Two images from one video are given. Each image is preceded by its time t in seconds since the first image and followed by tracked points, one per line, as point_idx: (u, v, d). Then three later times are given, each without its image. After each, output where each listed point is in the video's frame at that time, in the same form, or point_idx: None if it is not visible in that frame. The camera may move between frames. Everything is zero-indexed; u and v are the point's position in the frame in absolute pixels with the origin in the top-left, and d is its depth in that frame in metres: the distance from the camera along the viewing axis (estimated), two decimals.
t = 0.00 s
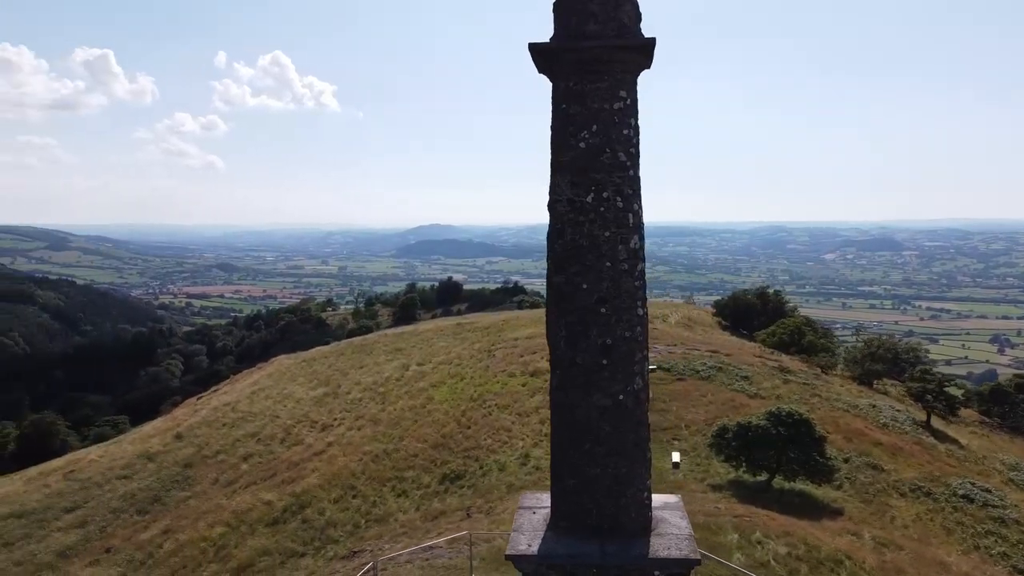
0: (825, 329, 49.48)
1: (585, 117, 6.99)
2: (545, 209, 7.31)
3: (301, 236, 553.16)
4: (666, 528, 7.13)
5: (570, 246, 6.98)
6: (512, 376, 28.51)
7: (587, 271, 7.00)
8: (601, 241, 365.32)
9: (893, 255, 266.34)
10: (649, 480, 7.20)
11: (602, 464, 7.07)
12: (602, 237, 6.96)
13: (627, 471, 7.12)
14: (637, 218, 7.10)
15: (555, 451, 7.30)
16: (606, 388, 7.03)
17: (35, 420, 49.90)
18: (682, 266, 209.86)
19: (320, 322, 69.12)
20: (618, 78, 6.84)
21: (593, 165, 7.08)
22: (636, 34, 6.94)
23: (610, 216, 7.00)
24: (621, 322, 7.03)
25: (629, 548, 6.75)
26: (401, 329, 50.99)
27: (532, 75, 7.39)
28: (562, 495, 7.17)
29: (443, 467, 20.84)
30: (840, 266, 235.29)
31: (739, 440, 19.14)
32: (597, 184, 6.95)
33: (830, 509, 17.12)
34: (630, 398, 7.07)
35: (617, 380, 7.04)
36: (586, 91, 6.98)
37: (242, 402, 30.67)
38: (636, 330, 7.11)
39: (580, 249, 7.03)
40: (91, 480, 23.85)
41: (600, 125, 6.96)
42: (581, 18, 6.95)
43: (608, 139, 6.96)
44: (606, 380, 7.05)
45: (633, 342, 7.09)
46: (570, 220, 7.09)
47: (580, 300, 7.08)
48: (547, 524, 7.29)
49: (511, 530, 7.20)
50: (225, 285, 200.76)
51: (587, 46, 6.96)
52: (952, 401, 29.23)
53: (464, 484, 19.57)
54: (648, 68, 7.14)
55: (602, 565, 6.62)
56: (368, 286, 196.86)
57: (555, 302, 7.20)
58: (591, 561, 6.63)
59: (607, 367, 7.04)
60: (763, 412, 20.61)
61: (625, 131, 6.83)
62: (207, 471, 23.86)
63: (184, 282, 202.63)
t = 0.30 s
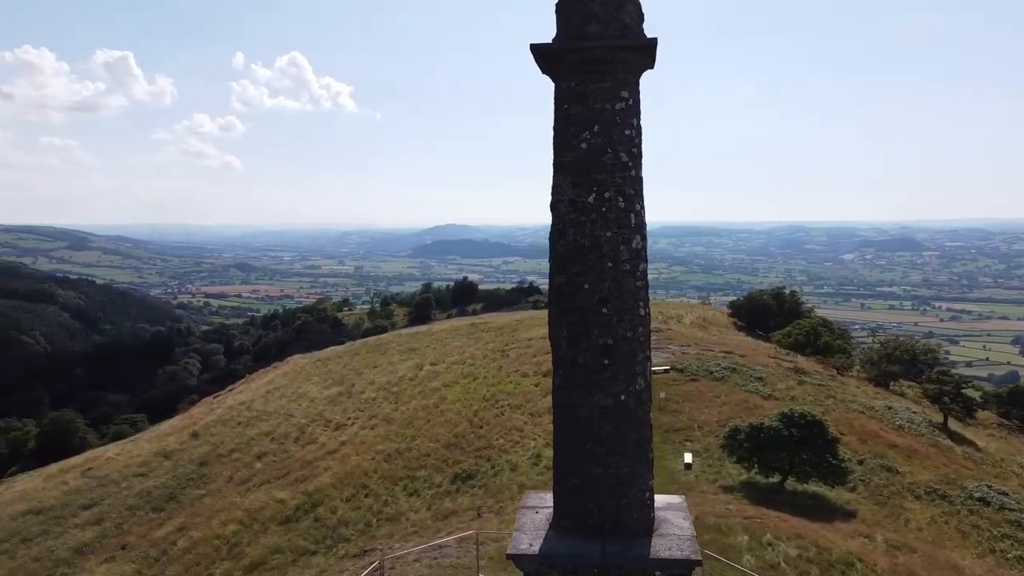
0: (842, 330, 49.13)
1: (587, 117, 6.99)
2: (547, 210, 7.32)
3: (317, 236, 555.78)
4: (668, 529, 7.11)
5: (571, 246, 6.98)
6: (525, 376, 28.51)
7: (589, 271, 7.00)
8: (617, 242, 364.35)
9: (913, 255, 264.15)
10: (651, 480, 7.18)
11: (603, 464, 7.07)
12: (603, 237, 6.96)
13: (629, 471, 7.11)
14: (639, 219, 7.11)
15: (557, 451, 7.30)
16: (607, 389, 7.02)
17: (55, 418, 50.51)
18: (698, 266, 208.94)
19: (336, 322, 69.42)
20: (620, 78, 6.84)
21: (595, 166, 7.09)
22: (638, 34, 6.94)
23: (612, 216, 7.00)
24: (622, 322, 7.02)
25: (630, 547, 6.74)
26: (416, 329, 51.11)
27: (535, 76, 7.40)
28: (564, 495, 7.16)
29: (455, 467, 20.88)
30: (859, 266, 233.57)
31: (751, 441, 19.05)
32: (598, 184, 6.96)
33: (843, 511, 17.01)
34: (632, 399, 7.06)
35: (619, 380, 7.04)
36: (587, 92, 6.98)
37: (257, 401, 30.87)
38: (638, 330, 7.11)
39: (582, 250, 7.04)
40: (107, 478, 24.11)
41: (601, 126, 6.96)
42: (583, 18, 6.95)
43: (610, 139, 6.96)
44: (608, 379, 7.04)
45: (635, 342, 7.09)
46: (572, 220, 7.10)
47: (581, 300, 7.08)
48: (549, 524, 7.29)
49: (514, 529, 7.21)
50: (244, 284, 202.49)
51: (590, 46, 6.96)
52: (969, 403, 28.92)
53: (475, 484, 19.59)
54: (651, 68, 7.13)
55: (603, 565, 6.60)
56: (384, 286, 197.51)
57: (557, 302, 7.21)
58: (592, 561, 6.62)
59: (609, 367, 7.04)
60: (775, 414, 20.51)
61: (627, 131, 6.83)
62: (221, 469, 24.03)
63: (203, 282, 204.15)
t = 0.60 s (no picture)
0: (860, 331, 48.73)
1: (589, 117, 7.00)
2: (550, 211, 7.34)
3: (334, 237, 558.40)
4: (670, 529, 7.09)
5: (574, 246, 6.98)
6: (539, 376, 28.52)
7: (591, 270, 7.01)
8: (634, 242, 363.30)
9: (934, 255, 261.54)
10: (653, 481, 7.17)
11: (606, 464, 7.06)
12: (605, 237, 6.95)
13: (631, 471, 7.10)
14: (641, 219, 7.11)
15: (559, 451, 7.30)
16: (609, 389, 7.02)
17: (75, 416, 51.07)
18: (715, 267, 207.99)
19: (352, 322, 69.79)
20: (621, 78, 6.83)
21: (597, 166, 7.10)
22: (640, 34, 6.94)
23: (614, 216, 6.99)
24: (624, 323, 7.03)
25: (630, 547, 6.73)
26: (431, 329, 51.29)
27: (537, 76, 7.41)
28: (567, 495, 7.17)
29: (467, 466, 20.93)
30: (878, 266, 231.59)
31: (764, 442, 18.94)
32: (600, 185, 6.96)
33: (855, 513, 16.88)
34: (634, 399, 7.06)
35: (621, 380, 7.03)
36: (589, 92, 6.98)
37: (273, 400, 31.08)
38: (640, 330, 7.11)
39: (584, 250, 7.04)
40: (124, 475, 24.37)
41: (603, 126, 6.98)
42: (585, 19, 6.96)
43: (612, 139, 6.96)
44: (610, 380, 7.03)
45: (637, 342, 7.09)
46: (575, 220, 7.10)
47: (583, 300, 7.09)
48: (552, 523, 7.31)
49: (517, 527, 7.22)
50: (262, 284, 203.78)
51: (591, 46, 6.96)
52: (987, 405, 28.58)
53: (486, 484, 19.59)
54: (653, 69, 7.13)
55: (605, 564, 6.59)
56: (401, 286, 198.24)
57: (559, 302, 7.22)
58: (593, 560, 6.61)
59: (611, 366, 7.03)
60: (788, 415, 20.42)
61: (629, 131, 6.83)
62: (237, 467, 24.19)
63: (221, 282, 205.64)
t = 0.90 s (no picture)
0: (877, 332, 48.37)
1: (591, 117, 7.01)
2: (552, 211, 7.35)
3: (351, 237, 560.68)
4: (673, 530, 7.08)
5: (576, 246, 6.99)
6: (553, 376, 28.51)
7: (593, 270, 7.01)
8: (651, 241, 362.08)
9: (955, 255, 258.81)
10: (656, 481, 7.16)
11: (608, 464, 7.05)
12: (607, 237, 6.95)
13: (633, 471, 7.09)
14: (644, 219, 7.10)
15: (563, 450, 7.30)
16: (611, 389, 7.01)
17: (94, 414, 51.64)
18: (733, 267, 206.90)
19: (368, 322, 70.08)
20: (623, 78, 6.83)
21: (600, 165, 7.11)
22: (643, 34, 6.92)
23: (617, 216, 7.00)
24: (626, 323, 7.02)
25: (632, 548, 6.72)
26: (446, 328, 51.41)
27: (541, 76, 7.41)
28: (570, 494, 7.17)
29: (479, 466, 20.97)
30: (897, 267, 229.66)
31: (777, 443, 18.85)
32: (603, 184, 6.96)
33: (869, 515, 16.76)
34: (636, 399, 7.04)
35: (623, 380, 7.02)
36: (591, 92, 6.99)
37: (288, 399, 31.27)
38: (643, 330, 7.11)
39: (586, 249, 7.05)
40: (141, 473, 24.61)
41: (605, 126, 6.98)
42: (588, 19, 6.97)
43: (615, 139, 6.96)
44: (612, 380, 7.03)
45: (639, 342, 7.09)
46: (577, 220, 7.10)
47: (586, 300, 7.10)
48: (555, 523, 7.30)
49: (519, 527, 7.23)
50: (279, 284, 204.96)
51: (593, 46, 6.96)
52: (1006, 407, 28.24)
53: (498, 484, 19.60)
54: (656, 68, 7.12)
55: (605, 564, 6.59)
56: (417, 285, 198.78)
57: (562, 301, 7.23)
58: (594, 560, 6.61)
59: (613, 366, 7.02)
60: (801, 416, 20.31)
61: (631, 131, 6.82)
62: (251, 465, 24.37)
63: (239, 281, 207.05)
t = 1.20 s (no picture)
0: (895, 333, 47.96)
1: (593, 118, 7.01)
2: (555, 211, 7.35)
3: (367, 236, 562.66)
4: (675, 531, 7.07)
5: (577, 247, 7.00)
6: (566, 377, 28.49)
7: (595, 270, 7.01)
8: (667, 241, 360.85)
9: (976, 255, 256.06)
10: (657, 481, 7.15)
11: (609, 464, 7.04)
12: (609, 237, 6.94)
13: (636, 471, 7.08)
14: (646, 219, 7.09)
15: (565, 450, 7.31)
16: (613, 388, 7.01)
17: (112, 412, 52.17)
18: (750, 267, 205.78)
19: (384, 321, 70.33)
20: (625, 78, 6.82)
21: (602, 166, 7.10)
22: (645, 34, 6.91)
23: (618, 217, 7.00)
24: (628, 323, 7.01)
25: (632, 548, 6.72)
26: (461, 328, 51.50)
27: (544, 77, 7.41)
28: (571, 494, 7.17)
29: (491, 465, 20.99)
30: (916, 267, 227.52)
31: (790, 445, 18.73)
32: (604, 185, 6.95)
33: (883, 518, 16.61)
34: (638, 398, 7.04)
35: (625, 380, 7.02)
36: (593, 92, 6.99)
37: (302, 398, 31.44)
38: (645, 330, 7.09)
39: (588, 249, 7.05)
40: (157, 470, 24.87)
41: (607, 126, 6.96)
42: (590, 19, 6.97)
43: (617, 139, 6.96)
44: (614, 379, 7.03)
45: (641, 342, 7.08)
46: (579, 220, 7.11)
47: (588, 300, 7.10)
48: (557, 522, 7.31)
49: (522, 526, 7.25)
50: (296, 283, 205.97)
51: (595, 47, 6.96)
52: None
53: (509, 484, 19.60)
54: (659, 69, 7.11)
55: (606, 565, 6.59)
56: (433, 285, 199.06)
57: (564, 301, 7.24)
58: (595, 559, 6.61)
59: (615, 367, 7.02)
60: (814, 417, 20.18)
61: (634, 131, 6.81)
62: (265, 463, 24.53)
63: (257, 281, 208.31)
